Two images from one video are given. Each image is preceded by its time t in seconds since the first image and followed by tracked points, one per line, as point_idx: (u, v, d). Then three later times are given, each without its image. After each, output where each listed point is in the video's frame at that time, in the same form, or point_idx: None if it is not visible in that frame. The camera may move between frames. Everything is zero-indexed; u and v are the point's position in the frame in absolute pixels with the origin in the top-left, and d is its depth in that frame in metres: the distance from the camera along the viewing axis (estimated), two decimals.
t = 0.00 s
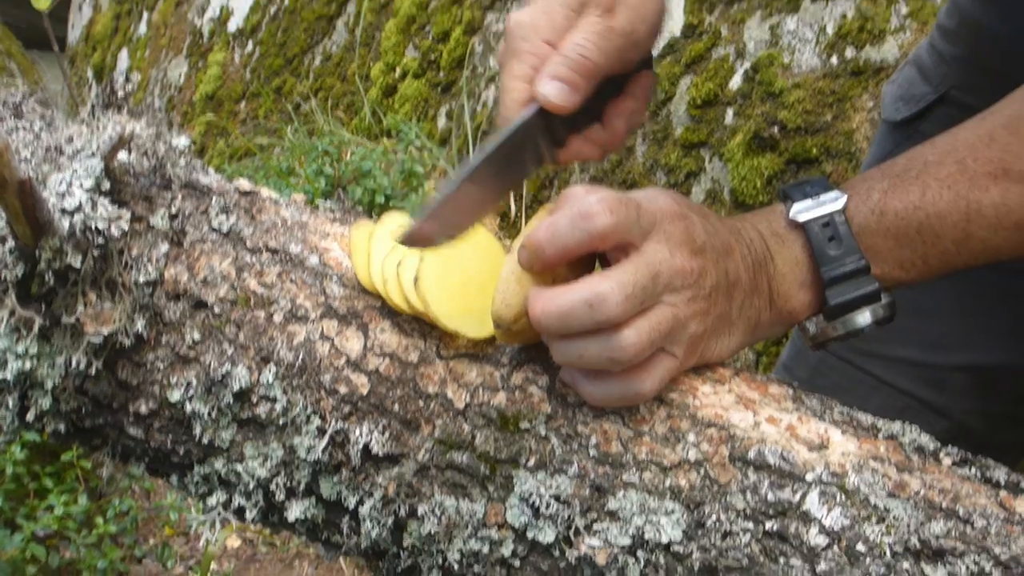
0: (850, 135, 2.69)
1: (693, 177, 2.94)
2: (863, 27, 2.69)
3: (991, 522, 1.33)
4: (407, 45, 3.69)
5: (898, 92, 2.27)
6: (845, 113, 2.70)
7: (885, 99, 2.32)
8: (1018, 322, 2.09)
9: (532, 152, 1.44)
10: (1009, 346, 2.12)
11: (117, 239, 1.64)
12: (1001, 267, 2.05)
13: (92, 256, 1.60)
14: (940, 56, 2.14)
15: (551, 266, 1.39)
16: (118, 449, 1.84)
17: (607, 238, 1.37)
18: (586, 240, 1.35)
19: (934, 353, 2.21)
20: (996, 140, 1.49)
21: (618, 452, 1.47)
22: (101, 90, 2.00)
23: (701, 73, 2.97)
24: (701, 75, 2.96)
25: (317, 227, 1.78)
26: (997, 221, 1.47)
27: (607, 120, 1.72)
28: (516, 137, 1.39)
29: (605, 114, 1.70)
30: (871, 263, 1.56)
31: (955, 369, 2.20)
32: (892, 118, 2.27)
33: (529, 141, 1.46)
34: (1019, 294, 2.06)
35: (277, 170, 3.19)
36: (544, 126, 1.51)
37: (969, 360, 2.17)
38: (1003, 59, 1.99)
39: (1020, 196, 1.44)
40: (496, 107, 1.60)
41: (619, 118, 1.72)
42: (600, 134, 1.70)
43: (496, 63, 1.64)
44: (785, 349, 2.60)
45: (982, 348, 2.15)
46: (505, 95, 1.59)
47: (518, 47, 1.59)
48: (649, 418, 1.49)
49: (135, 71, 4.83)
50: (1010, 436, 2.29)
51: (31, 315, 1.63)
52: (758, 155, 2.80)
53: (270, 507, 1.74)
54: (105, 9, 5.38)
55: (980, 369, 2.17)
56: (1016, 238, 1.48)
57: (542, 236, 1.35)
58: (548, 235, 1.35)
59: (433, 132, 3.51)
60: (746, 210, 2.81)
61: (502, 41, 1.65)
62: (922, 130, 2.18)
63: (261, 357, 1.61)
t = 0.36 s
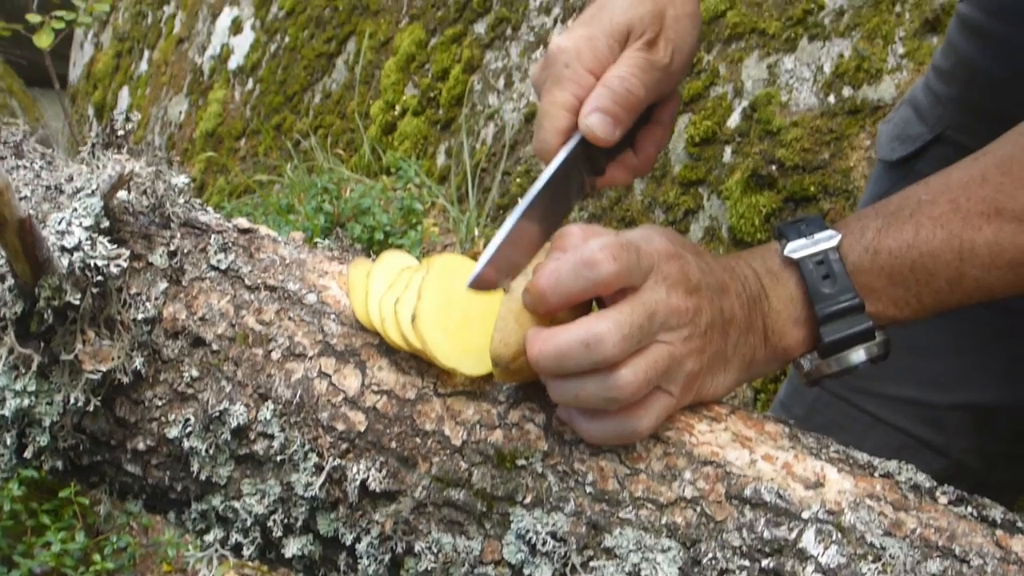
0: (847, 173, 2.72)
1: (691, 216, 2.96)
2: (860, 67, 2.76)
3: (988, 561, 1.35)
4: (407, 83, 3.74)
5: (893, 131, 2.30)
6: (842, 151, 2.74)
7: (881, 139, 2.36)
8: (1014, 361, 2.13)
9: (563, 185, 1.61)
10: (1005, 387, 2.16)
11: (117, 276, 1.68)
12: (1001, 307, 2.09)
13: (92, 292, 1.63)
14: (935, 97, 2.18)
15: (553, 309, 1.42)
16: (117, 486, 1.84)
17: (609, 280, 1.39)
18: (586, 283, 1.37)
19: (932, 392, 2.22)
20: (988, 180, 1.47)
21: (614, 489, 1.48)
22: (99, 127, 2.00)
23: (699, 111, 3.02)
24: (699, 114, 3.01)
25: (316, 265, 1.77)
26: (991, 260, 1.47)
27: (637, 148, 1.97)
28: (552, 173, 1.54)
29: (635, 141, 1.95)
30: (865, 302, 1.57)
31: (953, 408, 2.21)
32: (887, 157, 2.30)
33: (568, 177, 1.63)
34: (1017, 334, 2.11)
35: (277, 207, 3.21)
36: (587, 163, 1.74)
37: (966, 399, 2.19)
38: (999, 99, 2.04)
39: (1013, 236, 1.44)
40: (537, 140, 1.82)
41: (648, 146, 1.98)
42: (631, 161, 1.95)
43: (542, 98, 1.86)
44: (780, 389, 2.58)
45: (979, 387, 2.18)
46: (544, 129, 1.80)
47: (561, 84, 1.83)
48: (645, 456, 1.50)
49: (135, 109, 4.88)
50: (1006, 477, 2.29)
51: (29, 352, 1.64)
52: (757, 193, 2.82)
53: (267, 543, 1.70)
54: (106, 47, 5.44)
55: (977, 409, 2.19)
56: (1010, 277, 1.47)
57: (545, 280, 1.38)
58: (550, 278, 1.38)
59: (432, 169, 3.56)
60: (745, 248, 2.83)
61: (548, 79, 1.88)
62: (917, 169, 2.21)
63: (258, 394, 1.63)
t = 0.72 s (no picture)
0: (847, 182, 2.73)
1: (691, 225, 2.98)
2: (860, 76, 2.78)
3: (986, 570, 1.34)
4: (406, 91, 3.75)
5: (892, 141, 2.31)
6: (842, 160, 2.75)
7: (880, 148, 2.36)
8: (1014, 371, 2.14)
9: (557, 194, 1.61)
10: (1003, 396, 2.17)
11: (114, 284, 1.69)
12: (999, 316, 2.10)
13: (88, 301, 1.64)
14: (934, 106, 2.18)
15: (551, 316, 1.42)
16: (115, 494, 1.81)
17: (607, 290, 1.39)
18: (584, 292, 1.38)
19: (931, 402, 2.22)
20: (986, 188, 1.50)
21: (611, 497, 1.48)
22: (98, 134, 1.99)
23: (699, 120, 3.02)
24: (699, 122, 3.01)
25: (312, 272, 1.83)
26: (989, 267, 1.47)
27: (633, 156, 1.99)
28: (546, 183, 1.54)
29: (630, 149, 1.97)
30: (863, 309, 1.57)
31: (951, 417, 2.21)
32: (886, 167, 2.31)
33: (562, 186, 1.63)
34: (1015, 343, 2.12)
35: (276, 215, 3.21)
36: (582, 171, 1.73)
37: (966, 409, 2.19)
38: (998, 110, 2.04)
39: (1010, 243, 1.44)
40: (532, 150, 1.82)
41: (644, 153, 1.99)
42: (629, 168, 1.98)
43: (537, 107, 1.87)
44: (779, 398, 2.59)
45: (979, 397, 2.18)
46: (538, 139, 1.81)
47: (555, 94, 1.83)
48: (643, 464, 1.50)
49: (135, 117, 4.89)
50: (1004, 489, 2.29)
51: (26, 360, 1.64)
52: (757, 202, 2.82)
53: (264, 551, 1.67)
54: (107, 56, 5.46)
55: (977, 420, 2.19)
56: (1007, 285, 1.47)
57: (542, 289, 1.39)
58: (547, 288, 1.38)
59: (432, 177, 3.56)
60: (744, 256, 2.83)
61: (543, 89, 1.88)
62: (916, 179, 2.22)
63: (256, 402, 1.62)
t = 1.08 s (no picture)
0: (846, 185, 2.72)
1: (690, 228, 2.96)
2: (859, 79, 2.78)
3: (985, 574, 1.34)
4: (406, 94, 3.76)
5: (889, 144, 2.31)
6: (842, 162, 2.74)
7: (878, 150, 2.36)
8: (1011, 374, 2.13)
9: (557, 196, 1.61)
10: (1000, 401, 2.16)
11: (111, 288, 1.69)
12: (998, 319, 2.10)
13: (85, 304, 1.63)
14: (932, 109, 2.18)
15: (547, 318, 1.42)
16: (111, 497, 1.80)
17: (602, 291, 1.39)
18: (580, 293, 1.38)
19: (929, 405, 2.22)
20: (984, 192, 1.49)
21: (609, 501, 1.47)
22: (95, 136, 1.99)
23: (698, 122, 3.02)
24: (698, 125, 3.01)
25: (310, 276, 1.83)
26: (987, 271, 1.46)
27: (631, 155, 2.00)
28: (545, 186, 1.53)
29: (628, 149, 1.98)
30: (861, 312, 1.57)
31: (950, 421, 2.20)
32: (884, 169, 2.30)
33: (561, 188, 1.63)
34: (1014, 348, 2.11)
35: (275, 218, 3.21)
36: (581, 172, 1.73)
37: (964, 413, 2.19)
38: (994, 113, 2.04)
39: (1008, 247, 1.44)
40: (530, 152, 1.81)
41: (642, 153, 2.01)
42: (626, 167, 1.99)
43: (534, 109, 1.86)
44: (778, 401, 2.59)
45: (977, 401, 2.17)
46: (536, 140, 1.80)
47: (552, 94, 1.82)
48: (641, 468, 1.50)
49: (135, 120, 4.90)
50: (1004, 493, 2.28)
51: (23, 364, 1.63)
52: (756, 205, 2.82)
53: (261, 555, 1.64)
54: (106, 59, 5.47)
55: (976, 423, 2.18)
56: (1005, 289, 1.47)
57: (537, 290, 1.38)
58: (543, 289, 1.38)
59: (431, 179, 3.56)
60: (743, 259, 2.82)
61: (540, 90, 1.87)
62: (914, 181, 2.21)
63: (253, 405, 1.62)
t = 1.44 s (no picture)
0: (845, 186, 2.72)
1: (689, 228, 2.95)
2: (858, 79, 2.78)
3: None
4: (406, 94, 3.76)
5: (888, 145, 2.31)
6: (841, 163, 2.74)
7: (876, 151, 2.36)
8: (1008, 375, 2.12)
9: (548, 200, 1.61)
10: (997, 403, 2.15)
11: (109, 288, 1.69)
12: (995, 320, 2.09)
13: (83, 304, 1.63)
14: (929, 110, 2.18)
15: (542, 321, 1.42)
16: (109, 497, 1.83)
17: (597, 295, 1.39)
18: (574, 298, 1.37)
19: (926, 405, 2.22)
20: (980, 191, 1.48)
21: (607, 501, 1.47)
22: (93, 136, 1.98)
23: (698, 123, 3.02)
24: (697, 126, 3.01)
25: (309, 276, 1.83)
26: (981, 271, 1.46)
27: (620, 157, 2.01)
28: (536, 193, 1.53)
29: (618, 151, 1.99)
30: (856, 312, 1.57)
31: (946, 422, 2.20)
32: (882, 170, 2.30)
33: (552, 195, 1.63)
34: (1011, 350, 2.10)
35: (275, 218, 3.21)
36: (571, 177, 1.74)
37: (961, 414, 2.18)
38: (993, 113, 2.04)
39: (1003, 247, 1.43)
40: (520, 157, 1.82)
41: (631, 155, 2.02)
42: (615, 169, 2.00)
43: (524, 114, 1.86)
44: (776, 401, 2.59)
45: (974, 403, 2.17)
46: (526, 147, 1.80)
47: (543, 100, 1.83)
48: (639, 469, 1.50)
49: (135, 120, 4.90)
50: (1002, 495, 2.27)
51: (21, 364, 1.62)
52: (755, 205, 2.82)
53: (259, 555, 1.65)
54: (106, 59, 5.47)
55: (972, 424, 2.18)
56: (999, 290, 1.47)
57: (531, 294, 1.38)
58: (537, 293, 1.38)
59: (430, 180, 3.56)
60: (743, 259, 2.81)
61: (530, 95, 1.87)
62: (912, 182, 2.21)
63: (251, 406, 1.62)
